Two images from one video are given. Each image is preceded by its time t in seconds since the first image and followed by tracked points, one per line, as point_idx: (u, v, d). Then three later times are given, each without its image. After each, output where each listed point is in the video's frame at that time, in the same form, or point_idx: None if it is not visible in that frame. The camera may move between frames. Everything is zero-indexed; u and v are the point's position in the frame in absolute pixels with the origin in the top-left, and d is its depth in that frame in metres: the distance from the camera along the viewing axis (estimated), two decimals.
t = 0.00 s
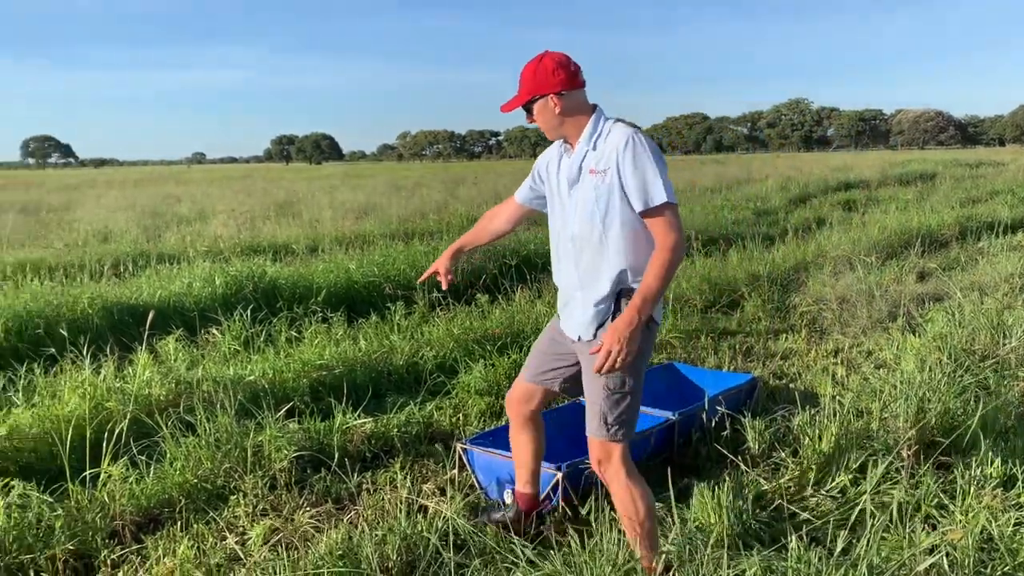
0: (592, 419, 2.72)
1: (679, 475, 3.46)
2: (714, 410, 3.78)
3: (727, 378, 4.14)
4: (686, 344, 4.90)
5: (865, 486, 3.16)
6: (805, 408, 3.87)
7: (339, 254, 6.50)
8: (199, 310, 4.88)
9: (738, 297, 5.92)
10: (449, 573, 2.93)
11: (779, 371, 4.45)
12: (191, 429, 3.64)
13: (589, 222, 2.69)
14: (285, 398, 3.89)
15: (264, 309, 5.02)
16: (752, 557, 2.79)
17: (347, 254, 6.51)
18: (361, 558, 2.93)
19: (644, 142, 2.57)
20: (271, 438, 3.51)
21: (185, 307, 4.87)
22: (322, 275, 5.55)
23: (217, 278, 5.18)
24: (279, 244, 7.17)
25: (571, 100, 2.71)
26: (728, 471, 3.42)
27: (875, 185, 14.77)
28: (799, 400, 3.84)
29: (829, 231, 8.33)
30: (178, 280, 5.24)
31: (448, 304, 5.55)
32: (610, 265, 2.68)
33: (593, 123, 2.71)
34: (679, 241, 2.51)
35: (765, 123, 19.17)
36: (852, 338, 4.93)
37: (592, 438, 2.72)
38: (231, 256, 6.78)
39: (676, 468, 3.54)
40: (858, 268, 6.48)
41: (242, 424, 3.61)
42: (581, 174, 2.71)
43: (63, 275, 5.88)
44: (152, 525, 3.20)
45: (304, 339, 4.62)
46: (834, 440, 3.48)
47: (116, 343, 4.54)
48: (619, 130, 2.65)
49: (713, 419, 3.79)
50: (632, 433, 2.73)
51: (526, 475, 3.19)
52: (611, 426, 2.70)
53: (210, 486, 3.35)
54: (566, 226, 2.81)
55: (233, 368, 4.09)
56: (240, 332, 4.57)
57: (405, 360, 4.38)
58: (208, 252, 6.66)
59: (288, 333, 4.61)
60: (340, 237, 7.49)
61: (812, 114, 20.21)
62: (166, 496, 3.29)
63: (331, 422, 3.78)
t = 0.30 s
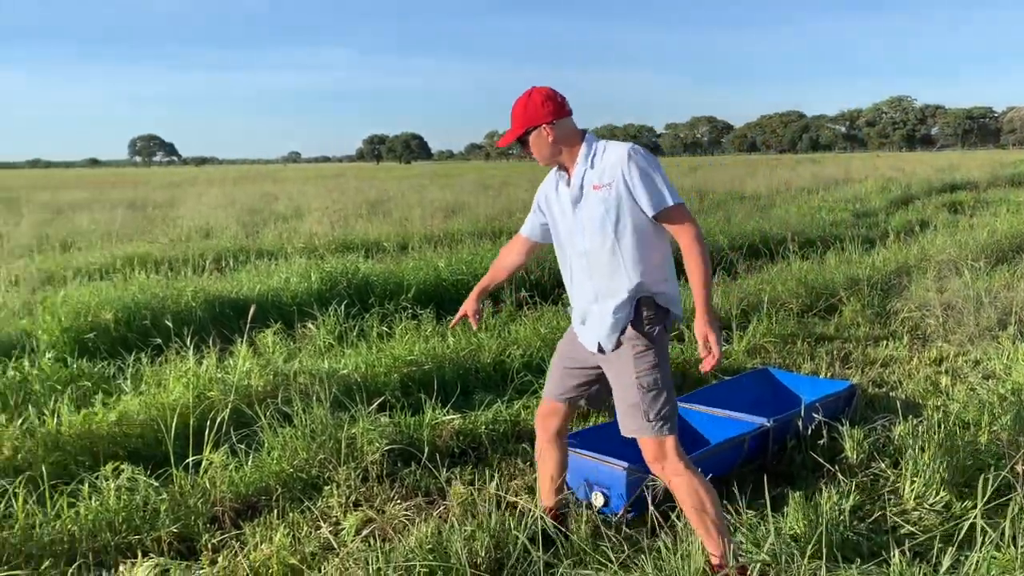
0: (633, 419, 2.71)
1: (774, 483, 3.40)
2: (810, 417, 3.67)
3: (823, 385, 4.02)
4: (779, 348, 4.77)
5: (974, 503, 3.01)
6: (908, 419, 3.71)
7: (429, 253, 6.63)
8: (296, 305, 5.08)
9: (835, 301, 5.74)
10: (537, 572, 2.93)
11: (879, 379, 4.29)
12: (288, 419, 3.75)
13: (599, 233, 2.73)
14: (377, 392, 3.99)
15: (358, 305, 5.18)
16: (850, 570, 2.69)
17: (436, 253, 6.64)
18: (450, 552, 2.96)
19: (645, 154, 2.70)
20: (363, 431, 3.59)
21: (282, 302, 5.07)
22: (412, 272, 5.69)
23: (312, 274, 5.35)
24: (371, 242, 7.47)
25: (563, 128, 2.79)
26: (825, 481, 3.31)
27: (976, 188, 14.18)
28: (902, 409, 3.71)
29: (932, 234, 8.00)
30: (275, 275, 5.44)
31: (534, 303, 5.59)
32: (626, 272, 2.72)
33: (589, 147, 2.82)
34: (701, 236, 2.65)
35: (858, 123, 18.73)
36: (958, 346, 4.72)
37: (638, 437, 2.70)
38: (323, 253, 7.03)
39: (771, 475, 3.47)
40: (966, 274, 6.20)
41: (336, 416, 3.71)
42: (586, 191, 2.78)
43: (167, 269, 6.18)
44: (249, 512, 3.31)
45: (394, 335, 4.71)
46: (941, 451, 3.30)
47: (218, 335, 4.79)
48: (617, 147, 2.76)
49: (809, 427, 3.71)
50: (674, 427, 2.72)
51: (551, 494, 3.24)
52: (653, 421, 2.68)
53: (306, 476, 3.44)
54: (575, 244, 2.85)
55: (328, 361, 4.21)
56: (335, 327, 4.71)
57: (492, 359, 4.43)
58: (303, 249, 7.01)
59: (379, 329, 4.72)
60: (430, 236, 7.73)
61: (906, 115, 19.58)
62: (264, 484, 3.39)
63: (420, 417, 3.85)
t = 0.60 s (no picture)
0: (673, 387, 2.72)
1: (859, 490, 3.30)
2: (898, 424, 3.59)
3: (911, 392, 3.90)
4: (865, 352, 4.64)
5: None
6: (1006, 428, 3.55)
7: (508, 252, 6.71)
8: (376, 300, 5.26)
9: (925, 305, 5.55)
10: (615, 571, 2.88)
11: (973, 386, 4.13)
12: (367, 412, 3.84)
13: (624, 208, 2.74)
14: (454, 387, 4.09)
15: (435, 300, 5.34)
16: None
17: (513, 253, 6.71)
18: (526, 547, 2.96)
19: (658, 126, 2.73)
20: (440, 425, 3.66)
21: (363, 296, 5.26)
22: (488, 270, 5.84)
23: (391, 270, 5.54)
24: (448, 237, 7.66)
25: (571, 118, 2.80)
26: (914, 490, 3.19)
27: None
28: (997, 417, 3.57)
29: None
30: (355, 270, 5.63)
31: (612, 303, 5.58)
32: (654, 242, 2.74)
33: (602, 128, 2.85)
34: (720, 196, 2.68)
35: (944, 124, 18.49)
36: None
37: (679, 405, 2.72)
38: (404, 248, 7.05)
39: (857, 482, 3.38)
40: None
41: (415, 409, 3.80)
42: (604, 170, 2.80)
43: (254, 262, 6.38)
44: (331, 501, 3.38)
45: (470, 331, 4.80)
46: None
47: (301, 326, 5.02)
48: (628, 124, 2.80)
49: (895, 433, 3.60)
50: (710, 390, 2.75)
51: (624, 491, 3.23)
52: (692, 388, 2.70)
53: (384, 467, 3.51)
54: (601, 224, 2.85)
55: (407, 355, 4.31)
56: (413, 321, 4.86)
57: (568, 357, 4.48)
58: (382, 243, 7.27)
59: (456, 325, 4.79)
60: (505, 233, 7.90)
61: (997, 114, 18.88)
62: (343, 474, 3.46)
63: (497, 413, 3.90)
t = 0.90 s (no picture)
0: (700, 382, 2.66)
1: (916, 492, 3.22)
2: (957, 425, 3.50)
3: (971, 393, 3.80)
4: (922, 352, 4.54)
5: None
6: None
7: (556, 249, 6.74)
8: (426, 295, 5.42)
9: (986, 303, 5.42)
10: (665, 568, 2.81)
11: None
12: (416, 405, 3.90)
13: (653, 201, 2.69)
14: (501, 381, 4.17)
15: (483, 296, 5.49)
16: None
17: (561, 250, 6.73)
18: (573, 543, 2.92)
19: (690, 118, 2.68)
20: (488, 419, 3.71)
21: (413, 291, 5.42)
22: (536, 266, 6.01)
23: (440, 265, 5.75)
24: (495, 233, 7.78)
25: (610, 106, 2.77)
26: (974, 493, 3.10)
27: None
28: None
29: None
30: (405, 266, 5.88)
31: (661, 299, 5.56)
32: (681, 236, 2.68)
33: (634, 120, 2.79)
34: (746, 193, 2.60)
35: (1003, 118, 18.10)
36: None
37: (706, 399, 2.65)
38: (453, 244, 7.09)
39: (913, 484, 3.31)
40: None
41: (463, 404, 3.86)
42: (634, 162, 2.75)
43: (306, 255, 6.49)
44: (380, 492, 3.41)
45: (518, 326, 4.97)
46: None
47: (353, 320, 5.15)
48: (659, 117, 2.75)
49: (954, 435, 3.52)
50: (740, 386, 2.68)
51: (671, 488, 3.21)
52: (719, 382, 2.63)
53: (432, 460, 3.54)
54: (630, 217, 2.80)
55: (455, 350, 4.40)
56: (461, 316, 4.99)
57: (616, 354, 4.55)
58: (431, 238, 7.39)
59: (504, 320, 4.95)
60: (552, 229, 8.02)
61: None
62: (392, 466, 3.49)
63: (544, 408, 3.94)
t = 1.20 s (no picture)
0: (722, 378, 2.63)
1: (950, 493, 3.17)
2: (994, 425, 3.44)
3: (1008, 393, 3.73)
4: (958, 350, 4.47)
5: None
6: None
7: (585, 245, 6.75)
8: (455, 290, 5.51)
9: None
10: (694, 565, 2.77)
11: None
12: (444, 399, 3.93)
13: (682, 194, 2.67)
14: (529, 377, 4.20)
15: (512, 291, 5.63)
16: None
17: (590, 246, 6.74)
18: (602, 540, 2.88)
19: (720, 111, 2.64)
20: (516, 414, 3.73)
21: (442, 286, 5.52)
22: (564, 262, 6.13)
23: (468, 260, 5.87)
24: (523, 228, 7.82)
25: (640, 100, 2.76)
26: (1010, 495, 3.03)
27: None
28: None
29: None
30: (433, 260, 5.95)
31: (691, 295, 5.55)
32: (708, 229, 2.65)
33: (665, 114, 2.77)
34: (771, 189, 2.54)
35: None
36: None
37: (728, 396, 2.62)
38: (481, 239, 7.11)
39: (948, 484, 3.26)
40: None
41: (491, 398, 3.88)
42: (664, 154, 2.73)
43: (336, 250, 6.56)
44: (408, 486, 3.42)
45: (547, 321, 5.07)
46: None
47: (383, 314, 5.22)
48: (690, 110, 2.72)
49: (990, 435, 3.45)
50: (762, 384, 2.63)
51: (701, 486, 3.16)
52: (741, 379, 2.60)
53: (461, 455, 3.55)
54: (660, 209, 2.79)
55: (484, 345, 4.44)
56: (489, 311, 5.07)
57: (645, 350, 4.56)
58: (459, 232, 7.45)
59: (532, 315, 5.07)
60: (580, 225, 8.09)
61: None
62: (421, 460, 3.50)
63: (572, 404, 3.95)
